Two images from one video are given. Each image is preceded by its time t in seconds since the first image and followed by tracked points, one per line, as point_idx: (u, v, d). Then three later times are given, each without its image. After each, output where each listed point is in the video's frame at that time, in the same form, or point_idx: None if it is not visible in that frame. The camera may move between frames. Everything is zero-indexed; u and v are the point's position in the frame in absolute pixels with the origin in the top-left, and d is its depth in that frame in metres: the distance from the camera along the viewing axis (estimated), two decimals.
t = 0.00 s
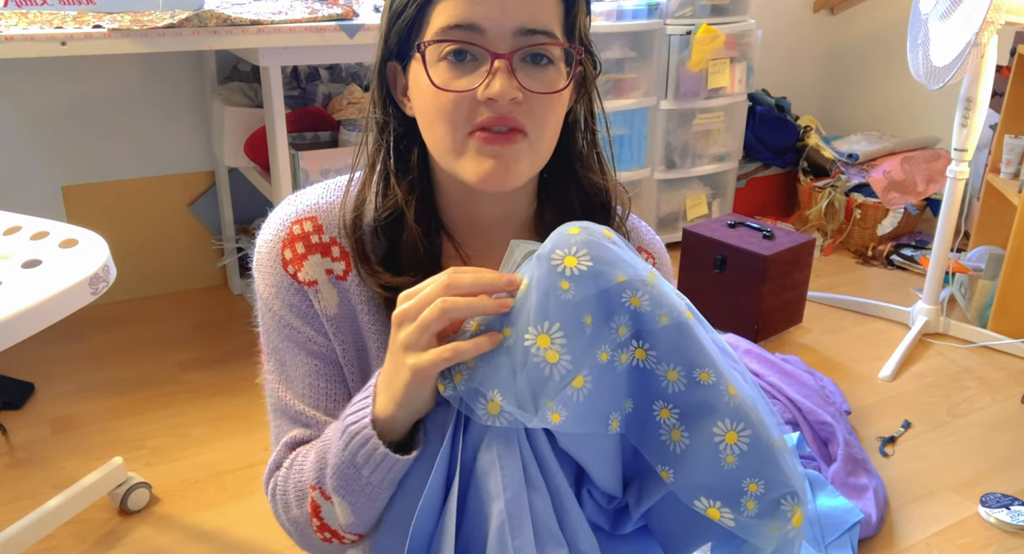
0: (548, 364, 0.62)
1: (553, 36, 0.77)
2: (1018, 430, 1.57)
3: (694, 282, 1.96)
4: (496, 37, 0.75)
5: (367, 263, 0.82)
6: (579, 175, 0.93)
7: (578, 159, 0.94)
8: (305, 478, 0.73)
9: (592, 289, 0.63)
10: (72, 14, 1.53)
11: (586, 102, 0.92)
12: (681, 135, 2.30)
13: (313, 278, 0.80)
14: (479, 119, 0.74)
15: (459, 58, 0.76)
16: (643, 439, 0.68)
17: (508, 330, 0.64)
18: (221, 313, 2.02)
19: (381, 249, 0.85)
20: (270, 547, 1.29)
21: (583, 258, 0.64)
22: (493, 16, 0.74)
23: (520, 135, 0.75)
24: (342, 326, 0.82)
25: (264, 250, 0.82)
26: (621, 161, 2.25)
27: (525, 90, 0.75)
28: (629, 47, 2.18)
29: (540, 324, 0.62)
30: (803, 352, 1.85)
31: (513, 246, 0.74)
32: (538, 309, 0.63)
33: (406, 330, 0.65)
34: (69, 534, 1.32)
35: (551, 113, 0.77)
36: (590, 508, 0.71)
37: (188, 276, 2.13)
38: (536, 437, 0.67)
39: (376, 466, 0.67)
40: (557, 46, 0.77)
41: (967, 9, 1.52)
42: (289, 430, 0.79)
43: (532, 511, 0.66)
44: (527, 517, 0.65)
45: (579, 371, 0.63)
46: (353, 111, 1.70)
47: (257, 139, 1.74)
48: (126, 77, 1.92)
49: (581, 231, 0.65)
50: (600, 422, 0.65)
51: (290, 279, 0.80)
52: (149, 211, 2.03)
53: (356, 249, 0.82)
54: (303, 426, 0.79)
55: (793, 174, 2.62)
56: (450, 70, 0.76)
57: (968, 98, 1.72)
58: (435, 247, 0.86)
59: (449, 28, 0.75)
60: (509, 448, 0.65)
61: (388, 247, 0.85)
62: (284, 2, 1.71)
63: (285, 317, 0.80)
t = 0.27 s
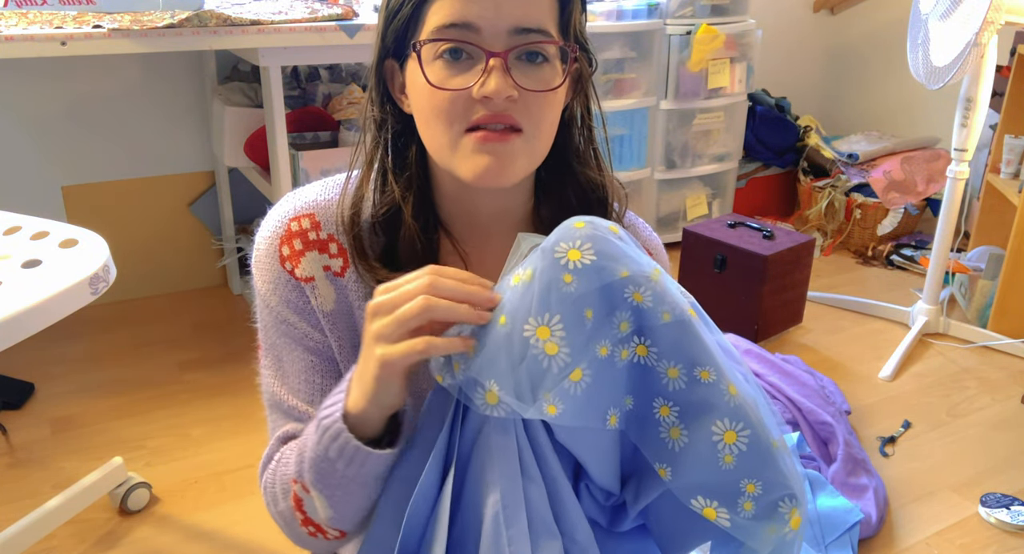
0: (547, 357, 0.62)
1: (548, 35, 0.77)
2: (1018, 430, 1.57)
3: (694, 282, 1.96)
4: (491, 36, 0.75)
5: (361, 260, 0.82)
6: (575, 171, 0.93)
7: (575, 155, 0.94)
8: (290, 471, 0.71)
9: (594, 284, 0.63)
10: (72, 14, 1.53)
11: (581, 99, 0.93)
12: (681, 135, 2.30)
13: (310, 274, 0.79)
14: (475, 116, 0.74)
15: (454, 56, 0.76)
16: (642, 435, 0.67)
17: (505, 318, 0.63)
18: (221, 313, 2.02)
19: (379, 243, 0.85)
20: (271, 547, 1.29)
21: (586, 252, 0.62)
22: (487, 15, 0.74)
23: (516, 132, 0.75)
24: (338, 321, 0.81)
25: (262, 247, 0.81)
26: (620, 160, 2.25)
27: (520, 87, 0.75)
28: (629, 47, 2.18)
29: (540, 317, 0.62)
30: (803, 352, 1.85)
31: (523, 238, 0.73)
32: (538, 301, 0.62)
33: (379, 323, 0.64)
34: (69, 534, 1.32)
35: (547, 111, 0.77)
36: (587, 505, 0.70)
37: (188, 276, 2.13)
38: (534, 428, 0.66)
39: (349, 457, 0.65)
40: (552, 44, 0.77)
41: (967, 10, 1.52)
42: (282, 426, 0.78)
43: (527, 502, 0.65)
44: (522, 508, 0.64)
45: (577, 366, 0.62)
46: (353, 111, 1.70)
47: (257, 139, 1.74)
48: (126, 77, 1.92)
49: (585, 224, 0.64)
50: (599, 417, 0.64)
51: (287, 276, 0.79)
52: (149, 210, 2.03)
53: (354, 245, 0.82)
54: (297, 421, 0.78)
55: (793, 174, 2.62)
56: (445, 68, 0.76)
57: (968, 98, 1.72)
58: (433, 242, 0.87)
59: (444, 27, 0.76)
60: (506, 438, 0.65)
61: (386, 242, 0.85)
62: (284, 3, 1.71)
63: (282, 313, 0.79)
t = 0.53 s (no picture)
0: (539, 346, 0.63)
1: (543, 31, 0.77)
2: (1018, 430, 1.57)
3: (694, 282, 1.96)
4: (486, 32, 0.75)
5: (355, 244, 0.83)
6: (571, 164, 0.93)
7: (569, 148, 0.93)
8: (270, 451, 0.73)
9: (588, 276, 0.64)
10: (72, 14, 1.53)
11: (576, 95, 0.92)
12: (681, 135, 2.30)
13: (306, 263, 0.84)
14: (471, 114, 0.74)
15: (450, 53, 0.76)
16: (637, 428, 0.67)
17: (496, 309, 0.64)
18: (221, 313, 2.02)
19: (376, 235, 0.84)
20: (271, 547, 1.29)
21: (581, 244, 0.64)
22: (482, 11, 0.74)
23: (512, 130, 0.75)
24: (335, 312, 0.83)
25: (263, 241, 0.86)
26: (620, 160, 2.25)
27: (515, 84, 0.75)
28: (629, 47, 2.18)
29: (533, 306, 0.63)
30: (803, 352, 1.85)
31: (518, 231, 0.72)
32: (532, 292, 0.63)
33: (301, 294, 0.62)
34: (69, 534, 1.32)
35: (542, 106, 0.77)
36: (581, 498, 0.69)
37: (188, 276, 2.13)
38: (527, 417, 0.65)
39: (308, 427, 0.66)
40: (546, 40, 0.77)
41: (967, 10, 1.52)
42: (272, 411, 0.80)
43: (518, 490, 0.64)
44: (513, 495, 0.64)
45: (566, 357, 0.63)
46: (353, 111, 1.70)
47: (257, 139, 1.74)
48: (126, 77, 1.92)
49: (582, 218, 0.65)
50: (591, 407, 0.65)
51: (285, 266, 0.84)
52: (149, 211, 2.03)
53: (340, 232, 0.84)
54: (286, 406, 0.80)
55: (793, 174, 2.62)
56: (442, 66, 0.75)
57: (968, 98, 1.72)
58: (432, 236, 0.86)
59: (440, 24, 0.75)
60: (498, 426, 0.64)
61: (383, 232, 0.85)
62: (284, 3, 1.71)
63: (278, 304, 0.83)
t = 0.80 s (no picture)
0: (515, 347, 0.62)
1: (523, 15, 0.75)
2: (1018, 430, 1.57)
3: (694, 281, 1.96)
4: (466, 22, 0.74)
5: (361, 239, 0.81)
6: (569, 157, 0.90)
7: (568, 140, 0.90)
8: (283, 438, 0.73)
9: (568, 276, 0.63)
10: (72, 14, 1.53)
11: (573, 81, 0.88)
12: (681, 135, 2.29)
13: (312, 253, 0.82)
14: (459, 105, 0.73)
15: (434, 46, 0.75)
16: (620, 428, 0.67)
17: (475, 306, 0.63)
18: (221, 313, 2.02)
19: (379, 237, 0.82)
20: (271, 547, 1.29)
21: (560, 244, 0.63)
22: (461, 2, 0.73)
23: (502, 118, 0.74)
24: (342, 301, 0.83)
25: (268, 231, 0.84)
26: (620, 161, 2.25)
27: (500, 71, 0.73)
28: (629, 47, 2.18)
29: (511, 307, 0.62)
30: (803, 352, 1.85)
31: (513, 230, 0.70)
32: (510, 292, 0.62)
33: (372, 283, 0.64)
34: (69, 534, 1.31)
35: (532, 92, 0.75)
36: (567, 499, 0.70)
37: (188, 276, 2.13)
38: (507, 417, 0.65)
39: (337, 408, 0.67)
40: (527, 22, 0.75)
41: (968, 10, 1.52)
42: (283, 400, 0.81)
43: (499, 490, 0.65)
44: (491, 496, 0.64)
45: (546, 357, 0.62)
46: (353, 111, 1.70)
47: (257, 139, 1.74)
48: (126, 77, 1.92)
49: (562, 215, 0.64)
50: (571, 408, 0.64)
51: (292, 255, 0.82)
52: (149, 211, 2.03)
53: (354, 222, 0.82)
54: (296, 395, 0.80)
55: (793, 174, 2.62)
56: (426, 60, 0.74)
57: (968, 97, 1.72)
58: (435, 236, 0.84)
59: (421, 18, 0.75)
60: (478, 424, 0.64)
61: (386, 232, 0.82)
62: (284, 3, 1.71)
63: (287, 293, 0.82)
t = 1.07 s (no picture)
0: (513, 371, 0.61)
1: (523, 13, 0.75)
2: (1018, 430, 1.57)
3: (694, 282, 1.96)
4: (470, 26, 0.74)
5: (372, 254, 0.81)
6: (573, 154, 0.90)
7: (571, 136, 0.90)
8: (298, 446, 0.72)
9: (570, 303, 0.62)
10: (72, 14, 1.53)
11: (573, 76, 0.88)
12: (681, 135, 2.29)
13: (323, 255, 0.80)
14: (469, 110, 0.73)
15: (439, 54, 0.75)
16: (618, 451, 0.68)
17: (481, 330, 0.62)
18: (222, 313, 2.02)
19: (387, 247, 0.82)
20: (270, 547, 1.29)
21: (564, 271, 0.61)
22: (462, 6, 0.73)
23: (514, 116, 0.74)
24: (348, 303, 0.82)
25: (277, 232, 0.82)
26: (621, 161, 2.25)
27: (507, 71, 0.74)
28: (629, 47, 2.18)
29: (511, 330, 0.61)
30: (803, 352, 1.85)
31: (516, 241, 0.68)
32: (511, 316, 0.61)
33: (423, 328, 0.61)
34: (69, 534, 1.32)
35: (539, 88, 0.76)
36: (562, 516, 0.71)
37: (188, 276, 2.13)
38: (498, 435, 0.66)
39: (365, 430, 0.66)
40: (528, 20, 0.76)
41: (968, 10, 1.52)
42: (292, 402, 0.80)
43: (479, 508, 0.65)
44: (473, 511, 0.64)
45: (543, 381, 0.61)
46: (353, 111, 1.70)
47: (257, 139, 1.74)
48: (127, 77, 1.92)
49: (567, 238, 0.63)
50: (569, 433, 0.64)
51: (302, 257, 0.81)
52: (149, 211, 2.03)
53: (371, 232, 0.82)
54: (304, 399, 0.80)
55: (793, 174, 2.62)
56: (432, 68, 0.75)
57: (968, 97, 1.72)
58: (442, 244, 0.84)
59: (423, 26, 0.75)
60: (468, 441, 0.64)
61: (394, 240, 0.82)
62: (284, 3, 1.71)
63: (296, 297, 0.81)
